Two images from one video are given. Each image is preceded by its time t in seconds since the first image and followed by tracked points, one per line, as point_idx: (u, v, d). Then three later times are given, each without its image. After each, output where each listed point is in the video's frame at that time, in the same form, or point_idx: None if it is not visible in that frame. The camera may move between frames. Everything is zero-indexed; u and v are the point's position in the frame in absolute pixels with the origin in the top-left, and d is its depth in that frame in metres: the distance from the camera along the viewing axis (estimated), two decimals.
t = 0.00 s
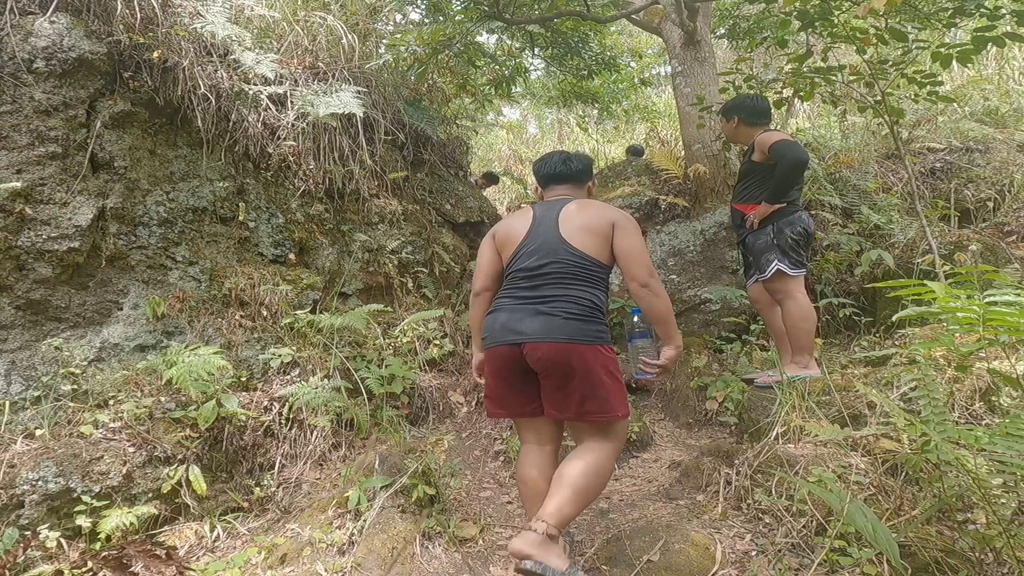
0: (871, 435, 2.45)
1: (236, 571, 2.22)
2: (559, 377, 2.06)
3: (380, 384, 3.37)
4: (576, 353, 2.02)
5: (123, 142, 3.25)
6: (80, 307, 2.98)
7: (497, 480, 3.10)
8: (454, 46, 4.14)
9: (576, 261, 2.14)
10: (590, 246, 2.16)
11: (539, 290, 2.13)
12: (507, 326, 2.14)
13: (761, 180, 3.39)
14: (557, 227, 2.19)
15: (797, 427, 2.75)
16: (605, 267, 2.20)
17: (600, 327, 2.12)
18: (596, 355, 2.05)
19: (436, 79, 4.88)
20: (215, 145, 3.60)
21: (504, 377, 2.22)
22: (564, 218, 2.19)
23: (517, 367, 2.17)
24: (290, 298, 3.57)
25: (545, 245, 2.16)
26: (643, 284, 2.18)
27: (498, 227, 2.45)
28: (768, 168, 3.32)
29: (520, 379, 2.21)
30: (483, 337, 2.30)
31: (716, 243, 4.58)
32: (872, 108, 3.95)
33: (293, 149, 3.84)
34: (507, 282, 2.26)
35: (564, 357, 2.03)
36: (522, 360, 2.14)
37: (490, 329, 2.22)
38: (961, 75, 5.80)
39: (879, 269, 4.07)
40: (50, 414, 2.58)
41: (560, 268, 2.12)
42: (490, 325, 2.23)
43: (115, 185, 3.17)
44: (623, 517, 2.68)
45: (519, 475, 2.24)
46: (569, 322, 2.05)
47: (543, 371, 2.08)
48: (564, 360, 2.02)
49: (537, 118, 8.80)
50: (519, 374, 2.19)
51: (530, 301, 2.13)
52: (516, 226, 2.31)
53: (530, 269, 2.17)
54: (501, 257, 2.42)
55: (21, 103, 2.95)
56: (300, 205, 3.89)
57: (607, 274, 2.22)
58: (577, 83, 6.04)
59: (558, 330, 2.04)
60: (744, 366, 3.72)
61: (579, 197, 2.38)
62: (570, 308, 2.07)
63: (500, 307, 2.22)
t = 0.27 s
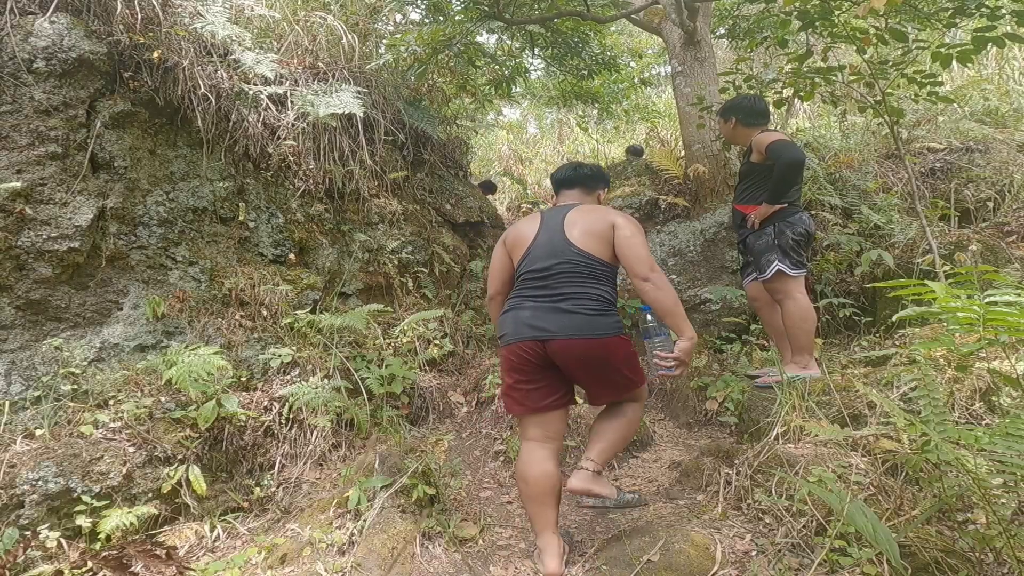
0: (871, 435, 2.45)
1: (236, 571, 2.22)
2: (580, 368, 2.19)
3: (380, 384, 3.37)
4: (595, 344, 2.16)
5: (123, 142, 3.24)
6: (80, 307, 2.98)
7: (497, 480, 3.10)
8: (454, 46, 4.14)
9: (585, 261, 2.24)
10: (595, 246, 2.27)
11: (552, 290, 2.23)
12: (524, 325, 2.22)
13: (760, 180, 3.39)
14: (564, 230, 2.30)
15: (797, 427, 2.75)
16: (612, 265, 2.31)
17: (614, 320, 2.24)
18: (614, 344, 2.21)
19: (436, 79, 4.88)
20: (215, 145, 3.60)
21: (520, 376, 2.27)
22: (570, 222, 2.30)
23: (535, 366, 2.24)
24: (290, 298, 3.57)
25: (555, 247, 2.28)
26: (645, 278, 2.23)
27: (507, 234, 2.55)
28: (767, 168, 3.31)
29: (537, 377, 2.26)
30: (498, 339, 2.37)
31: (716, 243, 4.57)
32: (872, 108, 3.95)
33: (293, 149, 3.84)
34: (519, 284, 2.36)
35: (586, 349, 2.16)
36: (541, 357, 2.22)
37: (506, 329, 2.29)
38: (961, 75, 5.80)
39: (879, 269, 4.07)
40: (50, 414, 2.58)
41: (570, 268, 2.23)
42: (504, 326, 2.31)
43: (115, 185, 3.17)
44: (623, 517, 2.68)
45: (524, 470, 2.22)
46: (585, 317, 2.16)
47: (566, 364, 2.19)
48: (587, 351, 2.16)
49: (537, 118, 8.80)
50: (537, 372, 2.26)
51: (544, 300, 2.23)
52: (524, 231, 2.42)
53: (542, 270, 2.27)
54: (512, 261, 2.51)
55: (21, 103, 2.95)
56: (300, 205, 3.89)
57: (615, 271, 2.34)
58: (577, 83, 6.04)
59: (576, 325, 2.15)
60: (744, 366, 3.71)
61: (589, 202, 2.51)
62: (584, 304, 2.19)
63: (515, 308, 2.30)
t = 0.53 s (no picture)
0: (871, 435, 2.45)
1: (236, 571, 2.22)
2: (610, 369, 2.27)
3: (380, 384, 3.37)
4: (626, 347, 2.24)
5: (124, 142, 3.24)
6: (80, 307, 2.98)
7: (497, 480, 3.10)
8: (454, 46, 4.15)
9: (612, 268, 2.31)
10: (621, 253, 2.33)
11: (582, 295, 2.29)
12: (554, 329, 2.28)
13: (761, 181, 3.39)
14: (590, 238, 2.37)
15: (797, 427, 2.75)
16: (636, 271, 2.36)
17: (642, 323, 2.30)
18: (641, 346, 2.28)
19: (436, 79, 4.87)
20: (215, 146, 3.60)
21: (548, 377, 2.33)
22: (597, 232, 2.37)
23: (569, 367, 2.29)
24: (290, 298, 3.57)
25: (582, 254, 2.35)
26: (654, 284, 2.25)
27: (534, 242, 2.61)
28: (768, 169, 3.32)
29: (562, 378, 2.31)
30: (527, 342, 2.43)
31: (716, 243, 4.56)
32: (872, 108, 3.95)
33: (293, 149, 3.84)
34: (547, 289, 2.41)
35: (616, 351, 2.23)
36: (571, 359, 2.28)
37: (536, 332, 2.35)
38: (961, 75, 5.80)
39: (879, 269, 4.07)
40: (50, 414, 2.58)
41: (599, 274, 2.29)
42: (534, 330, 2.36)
43: (115, 185, 3.17)
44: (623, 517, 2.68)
45: (535, 463, 2.28)
46: (616, 320, 2.23)
47: (595, 365, 2.26)
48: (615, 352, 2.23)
49: (537, 119, 8.80)
50: (564, 373, 2.31)
51: (574, 305, 2.29)
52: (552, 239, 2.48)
53: (570, 277, 2.33)
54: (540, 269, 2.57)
55: (21, 103, 2.95)
56: (300, 205, 3.89)
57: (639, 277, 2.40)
58: (577, 83, 6.04)
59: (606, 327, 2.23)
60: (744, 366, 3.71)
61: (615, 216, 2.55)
62: (614, 308, 2.25)
63: (543, 312, 2.36)
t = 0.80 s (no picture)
0: (872, 435, 2.45)
1: (236, 572, 2.22)
2: (636, 360, 2.43)
3: (380, 384, 3.37)
4: (655, 342, 2.41)
5: (123, 142, 3.24)
6: (80, 307, 2.98)
7: (497, 480, 3.10)
8: (454, 46, 4.14)
9: (650, 266, 2.51)
10: (659, 252, 2.53)
11: (619, 288, 2.49)
12: (591, 317, 2.47)
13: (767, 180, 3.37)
14: (633, 236, 2.56)
15: (797, 427, 2.75)
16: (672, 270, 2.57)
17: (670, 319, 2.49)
18: (669, 341, 2.45)
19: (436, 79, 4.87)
20: (215, 146, 3.60)
21: (578, 359, 2.52)
22: (639, 229, 2.56)
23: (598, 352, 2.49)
24: (290, 298, 3.57)
25: (623, 251, 2.53)
26: (699, 284, 2.47)
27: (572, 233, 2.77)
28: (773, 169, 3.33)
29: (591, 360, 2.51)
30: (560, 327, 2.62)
31: (716, 243, 4.56)
32: (873, 108, 3.94)
33: (293, 149, 3.84)
34: (584, 280, 2.60)
35: (646, 342, 2.41)
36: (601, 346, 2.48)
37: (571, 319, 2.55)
38: (961, 75, 5.80)
39: (879, 269, 4.07)
40: (50, 414, 2.58)
41: (637, 269, 2.49)
42: (570, 316, 2.56)
43: (115, 185, 3.17)
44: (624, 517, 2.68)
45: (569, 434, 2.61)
46: (650, 313, 2.43)
47: (624, 355, 2.44)
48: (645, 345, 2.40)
49: (537, 119, 8.80)
50: (596, 359, 2.51)
51: (611, 297, 2.48)
52: (594, 233, 2.65)
53: (609, 270, 2.52)
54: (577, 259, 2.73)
55: (21, 103, 2.95)
56: (300, 205, 3.89)
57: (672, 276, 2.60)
58: (577, 83, 6.04)
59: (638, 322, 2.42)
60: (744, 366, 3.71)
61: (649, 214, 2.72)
62: (648, 304, 2.44)
63: (582, 301, 2.54)
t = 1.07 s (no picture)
0: (871, 435, 2.45)
1: (236, 571, 2.22)
2: (645, 354, 2.49)
3: (380, 384, 3.38)
4: (667, 337, 2.45)
5: (123, 142, 3.24)
6: (80, 307, 2.98)
7: (497, 480, 3.10)
8: (454, 46, 4.15)
9: (664, 265, 2.55)
10: (673, 253, 2.57)
11: (634, 287, 2.51)
12: (607, 315, 2.52)
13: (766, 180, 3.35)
14: (647, 237, 2.59)
15: (797, 427, 2.75)
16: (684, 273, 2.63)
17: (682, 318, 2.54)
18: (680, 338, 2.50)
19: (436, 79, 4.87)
20: (215, 146, 3.60)
21: (592, 353, 2.66)
22: (653, 231, 2.60)
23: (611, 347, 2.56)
24: (290, 298, 3.57)
25: (638, 250, 2.56)
26: (711, 291, 2.63)
27: (586, 232, 2.77)
28: (775, 169, 3.30)
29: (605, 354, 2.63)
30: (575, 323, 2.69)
31: (716, 243, 4.57)
32: (872, 108, 3.94)
33: (293, 149, 3.84)
34: (599, 278, 2.63)
35: (660, 340, 2.45)
36: (613, 341, 2.56)
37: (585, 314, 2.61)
38: (961, 75, 5.80)
39: (879, 269, 4.07)
40: (50, 414, 2.58)
41: (652, 270, 2.53)
42: (585, 313, 2.61)
43: (115, 185, 3.17)
44: (624, 517, 2.68)
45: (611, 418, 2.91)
46: (664, 312, 2.46)
47: (636, 350, 2.50)
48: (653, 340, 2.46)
49: (537, 119, 8.81)
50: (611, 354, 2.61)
51: (626, 296, 2.52)
52: (609, 232, 2.67)
53: (625, 270, 2.55)
54: (588, 259, 2.74)
55: (21, 103, 2.95)
56: (300, 205, 3.89)
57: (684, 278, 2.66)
58: (577, 83, 6.04)
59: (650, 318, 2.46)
60: (744, 365, 3.71)
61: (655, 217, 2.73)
62: (662, 301, 2.48)
63: (597, 299, 2.58)
